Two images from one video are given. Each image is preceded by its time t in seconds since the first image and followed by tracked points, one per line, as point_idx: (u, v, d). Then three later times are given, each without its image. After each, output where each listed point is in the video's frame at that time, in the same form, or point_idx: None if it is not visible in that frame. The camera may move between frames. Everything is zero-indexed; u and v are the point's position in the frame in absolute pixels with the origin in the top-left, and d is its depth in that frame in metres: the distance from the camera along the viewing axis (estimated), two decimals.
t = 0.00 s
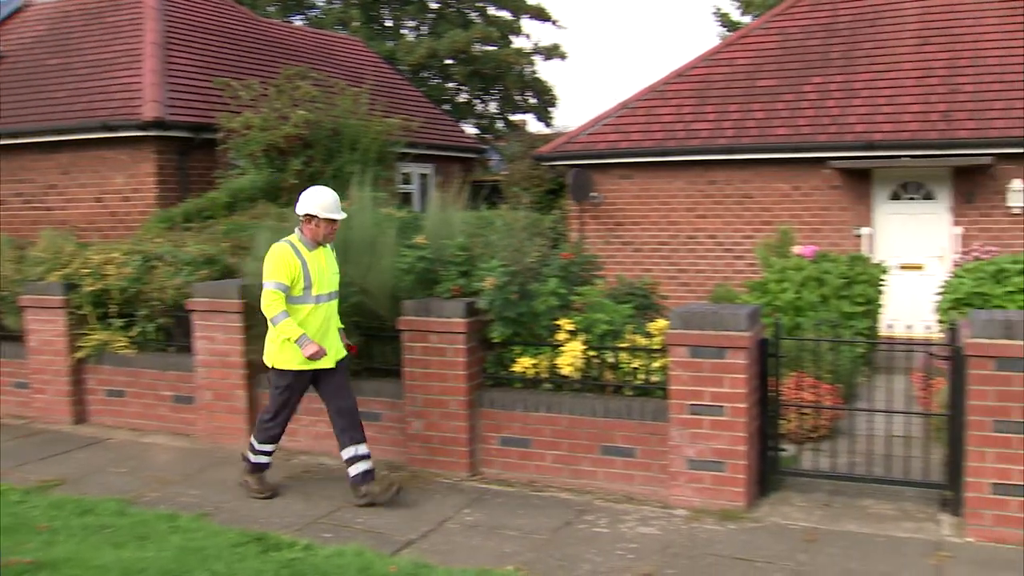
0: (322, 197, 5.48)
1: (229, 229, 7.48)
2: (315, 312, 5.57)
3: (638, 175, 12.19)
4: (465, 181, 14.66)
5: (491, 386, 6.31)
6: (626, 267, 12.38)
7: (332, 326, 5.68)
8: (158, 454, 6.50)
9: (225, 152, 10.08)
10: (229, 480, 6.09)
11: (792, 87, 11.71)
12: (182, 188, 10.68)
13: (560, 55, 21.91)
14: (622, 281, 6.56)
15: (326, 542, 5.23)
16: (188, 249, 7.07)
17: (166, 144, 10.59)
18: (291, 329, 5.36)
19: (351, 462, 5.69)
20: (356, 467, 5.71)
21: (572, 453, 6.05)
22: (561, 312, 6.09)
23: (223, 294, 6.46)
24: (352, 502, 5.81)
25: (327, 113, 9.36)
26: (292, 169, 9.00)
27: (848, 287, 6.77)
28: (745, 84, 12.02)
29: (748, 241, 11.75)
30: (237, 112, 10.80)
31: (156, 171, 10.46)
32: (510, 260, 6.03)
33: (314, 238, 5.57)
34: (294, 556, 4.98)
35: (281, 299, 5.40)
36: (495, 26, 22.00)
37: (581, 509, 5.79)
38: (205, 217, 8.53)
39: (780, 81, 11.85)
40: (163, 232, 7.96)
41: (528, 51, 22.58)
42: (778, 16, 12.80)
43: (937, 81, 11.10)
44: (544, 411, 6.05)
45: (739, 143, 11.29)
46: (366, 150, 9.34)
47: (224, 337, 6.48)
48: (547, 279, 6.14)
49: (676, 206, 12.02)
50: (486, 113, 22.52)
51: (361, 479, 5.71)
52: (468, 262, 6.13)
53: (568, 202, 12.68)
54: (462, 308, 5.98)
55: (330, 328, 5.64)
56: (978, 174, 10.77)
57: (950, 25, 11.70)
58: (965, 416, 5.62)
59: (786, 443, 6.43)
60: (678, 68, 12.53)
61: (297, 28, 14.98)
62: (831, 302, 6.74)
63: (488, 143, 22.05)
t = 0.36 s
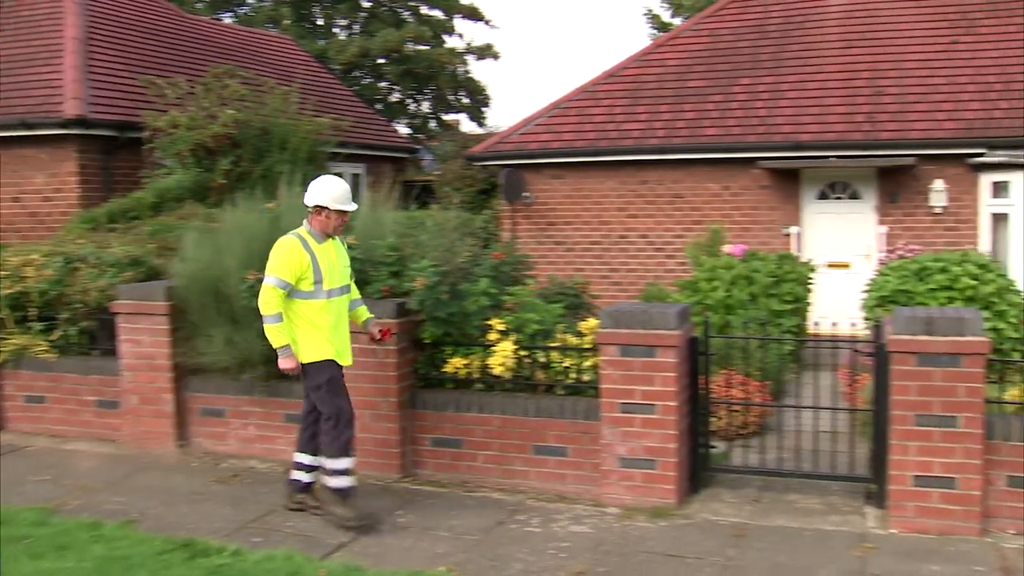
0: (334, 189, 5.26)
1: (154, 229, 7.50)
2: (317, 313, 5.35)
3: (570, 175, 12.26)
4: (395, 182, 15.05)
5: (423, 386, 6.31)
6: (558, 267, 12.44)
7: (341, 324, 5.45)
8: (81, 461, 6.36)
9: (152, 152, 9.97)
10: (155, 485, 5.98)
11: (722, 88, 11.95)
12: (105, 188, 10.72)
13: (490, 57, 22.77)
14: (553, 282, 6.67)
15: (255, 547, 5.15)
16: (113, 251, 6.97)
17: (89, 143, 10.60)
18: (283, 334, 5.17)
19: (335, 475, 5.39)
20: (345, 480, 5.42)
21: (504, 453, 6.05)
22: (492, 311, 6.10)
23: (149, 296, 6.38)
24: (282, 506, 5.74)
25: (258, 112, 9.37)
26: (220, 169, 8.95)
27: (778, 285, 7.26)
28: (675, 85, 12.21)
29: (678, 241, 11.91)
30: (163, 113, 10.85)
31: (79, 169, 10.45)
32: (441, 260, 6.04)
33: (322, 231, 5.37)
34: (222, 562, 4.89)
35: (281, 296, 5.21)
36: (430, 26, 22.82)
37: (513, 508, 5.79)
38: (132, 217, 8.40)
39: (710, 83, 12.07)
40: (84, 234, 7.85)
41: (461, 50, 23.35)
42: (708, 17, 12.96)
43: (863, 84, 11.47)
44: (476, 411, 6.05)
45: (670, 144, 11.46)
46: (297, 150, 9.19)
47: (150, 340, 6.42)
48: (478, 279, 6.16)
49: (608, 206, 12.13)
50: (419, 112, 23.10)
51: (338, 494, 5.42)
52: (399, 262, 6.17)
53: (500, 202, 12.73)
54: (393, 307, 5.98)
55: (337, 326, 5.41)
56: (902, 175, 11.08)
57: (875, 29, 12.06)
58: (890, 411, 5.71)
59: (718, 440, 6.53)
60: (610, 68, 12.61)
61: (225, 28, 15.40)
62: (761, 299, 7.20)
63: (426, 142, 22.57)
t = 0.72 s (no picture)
0: (369, 195, 5.08)
1: (94, 229, 7.39)
2: (362, 325, 5.16)
3: (517, 175, 12.29)
4: (339, 181, 15.31)
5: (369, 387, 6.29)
6: (505, 267, 12.46)
7: (381, 337, 5.27)
8: (16, 468, 6.22)
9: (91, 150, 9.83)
10: (95, 491, 5.87)
11: (668, 88, 12.07)
12: (41, 186, 10.60)
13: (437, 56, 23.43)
14: (499, 282, 6.76)
15: (198, 552, 5.06)
16: (50, 252, 6.84)
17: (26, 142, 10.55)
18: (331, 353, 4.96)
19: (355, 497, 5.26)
20: (364, 503, 5.28)
21: (451, 454, 6.05)
22: (437, 312, 6.09)
23: (88, 298, 6.28)
24: (225, 511, 5.65)
25: (198, 111, 9.25)
26: (162, 168, 8.88)
27: (724, 284, 7.51)
28: (621, 85, 12.32)
29: (625, 240, 11.99)
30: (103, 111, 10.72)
31: (13, 168, 10.31)
32: (386, 259, 6.09)
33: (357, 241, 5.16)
34: (165, 569, 4.79)
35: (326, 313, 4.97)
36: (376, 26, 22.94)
37: (460, 510, 5.77)
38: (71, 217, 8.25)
39: (656, 83, 12.18)
40: (18, 235, 7.69)
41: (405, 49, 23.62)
42: (654, 18, 13.07)
43: (806, 84, 11.66)
44: (422, 411, 6.05)
45: (614, 144, 11.52)
46: (240, 149, 9.31)
47: (89, 342, 6.33)
48: (422, 280, 6.17)
49: (554, 205, 12.16)
50: (365, 112, 23.41)
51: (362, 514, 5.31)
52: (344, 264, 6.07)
53: (447, 202, 12.72)
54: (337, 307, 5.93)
55: (378, 340, 5.22)
56: (844, 175, 11.25)
57: (817, 31, 12.31)
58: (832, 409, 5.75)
59: (665, 439, 6.61)
60: (556, 68, 12.67)
61: (166, 25, 15.72)
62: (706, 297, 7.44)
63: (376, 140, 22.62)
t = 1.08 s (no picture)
0: (422, 196, 5.03)
1: (43, 229, 7.22)
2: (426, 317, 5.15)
3: (473, 174, 12.28)
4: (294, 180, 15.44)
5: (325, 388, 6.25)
6: (462, 267, 12.45)
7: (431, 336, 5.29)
8: None
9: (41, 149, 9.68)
10: (43, 497, 5.76)
11: (625, 87, 12.17)
12: None
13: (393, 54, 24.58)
14: (456, 281, 6.78)
15: (151, 556, 4.98)
16: None
17: None
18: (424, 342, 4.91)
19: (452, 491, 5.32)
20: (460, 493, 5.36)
21: (408, 454, 6.01)
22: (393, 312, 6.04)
23: (37, 299, 6.20)
24: (179, 514, 5.58)
25: (150, 109, 9.14)
26: (114, 168, 8.83)
27: (681, 282, 7.65)
28: (578, 84, 12.40)
29: (581, 239, 12.04)
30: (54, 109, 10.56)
31: None
32: (341, 259, 5.97)
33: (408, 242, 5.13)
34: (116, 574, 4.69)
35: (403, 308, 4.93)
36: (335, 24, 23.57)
37: (417, 510, 5.74)
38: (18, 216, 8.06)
39: (613, 83, 12.28)
40: None
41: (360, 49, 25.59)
42: (611, 18, 13.20)
43: (761, 85, 11.85)
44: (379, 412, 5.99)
45: (571, 143, 11.57)
46: (194, 148, 9.26)
47: (37, 345, 6.23)
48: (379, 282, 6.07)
49: (512, 205, 12.18)
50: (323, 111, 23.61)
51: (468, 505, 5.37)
52: (300, 263, 6.09)
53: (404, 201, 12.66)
54: (293, 308, 5.91)
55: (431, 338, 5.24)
56: (800, 175, 11.38)
57: (771, 32, 12.52)
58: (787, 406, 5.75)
59: (622, 438, 6.73)
60: (514, 67, 12.72)
61: (115, 24, 15.62)
62: (663, 296, 7.52)
63: (325, 142, 24.99)
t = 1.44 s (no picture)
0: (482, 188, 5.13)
1: None
2: (483, 314, 5.17)
3: (436, 174, 12.25)
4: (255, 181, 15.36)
5: (287, 388, 6.21)
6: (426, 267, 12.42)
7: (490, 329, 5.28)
8: None
9: None
10: None
11: (587, 87, 12.25)
12: None
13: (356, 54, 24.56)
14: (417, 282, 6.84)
15: (109, 561, 4.91)
16: None
17: None
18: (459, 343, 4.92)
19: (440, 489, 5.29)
20: (472, 490, 5.24)
21: (370, 454, 5.96)
22: (356, 311, 6.03)
23: None
24: (139, 517, 5.51)
25: (109, 108, 9.13)
26: (71, 167, 8.74)
27: (643, 283, 7.74)
28: (541, 84, 12.45)
29: (545, 239, 12.07)
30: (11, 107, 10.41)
31: None
32: (302, 259, 5.93)
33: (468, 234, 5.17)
34: None
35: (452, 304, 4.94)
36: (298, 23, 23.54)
37: (380, 510, 5.71)
38: None
39: (576, 83, 12.34)
40: None
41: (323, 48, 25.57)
42: (574, 18, 13.30)
43: (723, 85, 11.95)
44: (341, 412, 5.96)
45: (534, 142, 11.57)
46: (154, 147, 9.23)
47: None
48: (340, 282, 6.03)
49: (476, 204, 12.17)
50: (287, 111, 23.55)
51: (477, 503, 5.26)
52: (261, 262, 6.08)
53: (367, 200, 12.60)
54: (254, 309, 5.87)
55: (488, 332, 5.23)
56: (762, 175, 11.48)
57: (732, 33, 12.68)
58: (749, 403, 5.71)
59: (583, 436, 6.78)
60: (477, 67, 12.75)
61: (70, 19, 15.42)
62: (627, 295, 7.62)
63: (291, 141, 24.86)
